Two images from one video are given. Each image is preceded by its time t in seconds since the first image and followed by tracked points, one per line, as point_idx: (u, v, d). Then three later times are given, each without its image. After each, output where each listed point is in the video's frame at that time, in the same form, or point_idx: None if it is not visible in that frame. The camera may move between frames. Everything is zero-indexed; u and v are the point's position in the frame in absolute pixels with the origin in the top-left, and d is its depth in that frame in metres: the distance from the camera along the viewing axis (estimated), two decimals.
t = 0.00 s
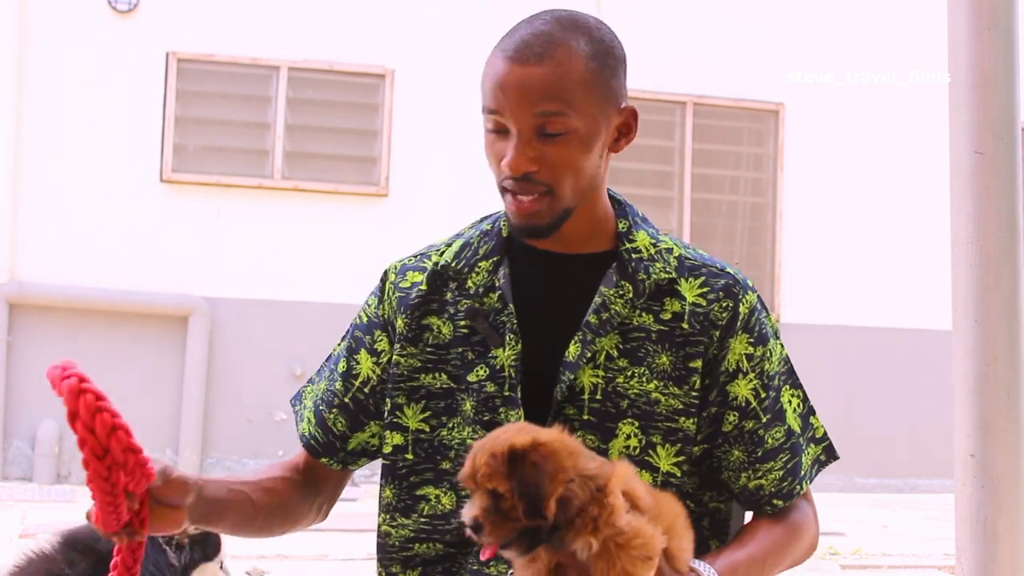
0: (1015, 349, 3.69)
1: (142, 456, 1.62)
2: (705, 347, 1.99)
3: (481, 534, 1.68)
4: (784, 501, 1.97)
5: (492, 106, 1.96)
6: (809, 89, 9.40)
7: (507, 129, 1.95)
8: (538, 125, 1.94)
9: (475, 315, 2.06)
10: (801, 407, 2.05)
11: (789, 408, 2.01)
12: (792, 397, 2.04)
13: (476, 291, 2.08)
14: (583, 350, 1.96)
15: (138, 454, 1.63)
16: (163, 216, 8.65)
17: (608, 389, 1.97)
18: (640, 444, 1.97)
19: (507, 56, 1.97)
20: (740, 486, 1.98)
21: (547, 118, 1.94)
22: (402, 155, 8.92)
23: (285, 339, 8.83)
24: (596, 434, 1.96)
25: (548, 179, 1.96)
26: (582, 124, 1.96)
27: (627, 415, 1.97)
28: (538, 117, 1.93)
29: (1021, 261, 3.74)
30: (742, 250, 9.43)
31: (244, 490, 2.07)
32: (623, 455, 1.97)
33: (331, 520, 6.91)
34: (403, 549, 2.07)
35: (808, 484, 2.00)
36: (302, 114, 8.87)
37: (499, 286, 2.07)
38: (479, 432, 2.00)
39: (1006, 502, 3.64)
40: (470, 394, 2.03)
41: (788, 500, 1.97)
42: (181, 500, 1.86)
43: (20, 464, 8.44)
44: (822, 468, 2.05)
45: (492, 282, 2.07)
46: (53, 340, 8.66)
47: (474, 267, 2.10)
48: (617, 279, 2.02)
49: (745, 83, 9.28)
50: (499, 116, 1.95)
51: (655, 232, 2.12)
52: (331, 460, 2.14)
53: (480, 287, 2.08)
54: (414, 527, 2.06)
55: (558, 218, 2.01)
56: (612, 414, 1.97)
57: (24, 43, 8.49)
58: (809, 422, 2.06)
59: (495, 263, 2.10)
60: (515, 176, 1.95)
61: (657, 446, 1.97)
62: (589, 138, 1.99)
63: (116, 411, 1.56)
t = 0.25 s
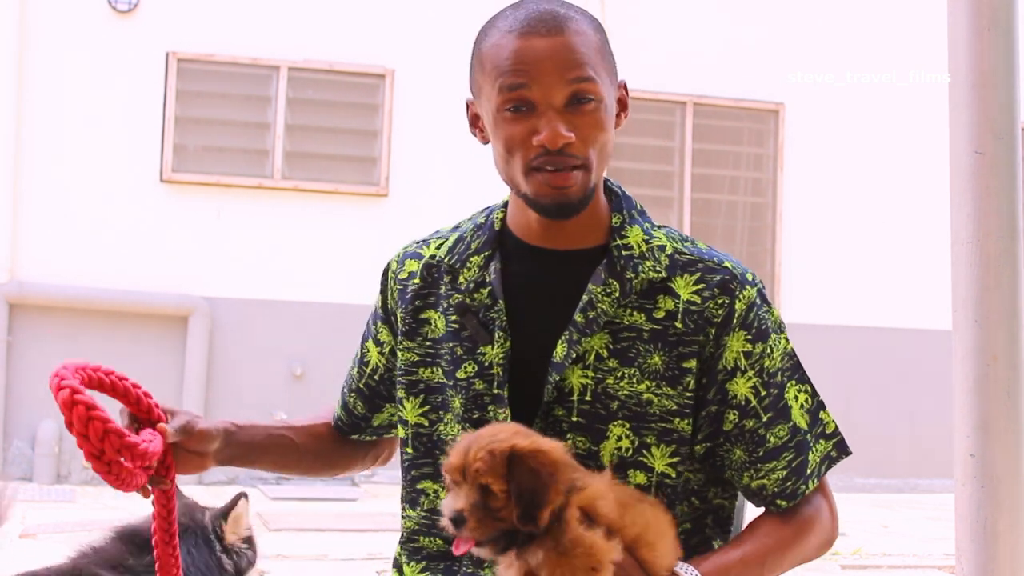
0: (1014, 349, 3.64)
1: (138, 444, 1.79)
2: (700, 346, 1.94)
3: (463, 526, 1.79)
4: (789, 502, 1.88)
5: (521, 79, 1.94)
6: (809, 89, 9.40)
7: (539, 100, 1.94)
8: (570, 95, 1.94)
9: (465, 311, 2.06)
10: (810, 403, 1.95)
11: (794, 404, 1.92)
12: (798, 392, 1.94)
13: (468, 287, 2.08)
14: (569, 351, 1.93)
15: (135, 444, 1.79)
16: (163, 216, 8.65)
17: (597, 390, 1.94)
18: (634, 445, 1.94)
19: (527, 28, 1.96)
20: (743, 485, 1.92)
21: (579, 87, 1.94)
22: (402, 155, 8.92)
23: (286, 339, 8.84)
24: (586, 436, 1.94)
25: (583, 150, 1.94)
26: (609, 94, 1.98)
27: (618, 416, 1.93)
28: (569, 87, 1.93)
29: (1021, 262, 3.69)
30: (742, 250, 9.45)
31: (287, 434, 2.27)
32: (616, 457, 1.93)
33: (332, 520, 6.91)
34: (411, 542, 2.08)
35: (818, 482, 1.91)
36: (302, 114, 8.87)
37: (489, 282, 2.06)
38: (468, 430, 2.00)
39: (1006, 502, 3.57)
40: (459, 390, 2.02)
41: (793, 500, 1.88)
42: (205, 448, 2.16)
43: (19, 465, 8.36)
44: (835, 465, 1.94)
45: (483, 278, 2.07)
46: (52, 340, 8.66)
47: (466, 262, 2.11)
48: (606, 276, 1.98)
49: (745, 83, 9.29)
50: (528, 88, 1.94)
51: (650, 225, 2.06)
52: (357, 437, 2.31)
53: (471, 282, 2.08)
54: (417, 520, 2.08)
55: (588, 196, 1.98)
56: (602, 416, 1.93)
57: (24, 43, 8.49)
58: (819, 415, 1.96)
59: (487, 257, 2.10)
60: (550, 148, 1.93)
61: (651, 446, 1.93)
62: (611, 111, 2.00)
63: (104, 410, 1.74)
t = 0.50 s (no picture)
0: (1014, 349, 3.62)
1: (98, 372, 2.03)
2: (690, 338, 1.95)
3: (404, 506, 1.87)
4: (784, 494, 1.86)
5: (510, 76, 1.95)
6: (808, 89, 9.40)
7: (526, 99, 1.95)
8: (558, 96, 1.95)
9: (456, 305, 2.08)
10: (809, 394, 1.92)
11: (791, 395, 1.90)
12: (796, 383, 1.92)
13: (459, 282, 2.11)
14: (557, 347, 1.94)
15: (99, 371, 2.04)
16: (164, 216, 8.66)
17: (586, 386, 1.95)
18: (625, 439, 1.95)
19: (521, 25, 1.96)
20: (739, 479, 1.91)
21: (567, 89, 1.94)
22: (402, 155, 8.92)
23: (285, 339, 8.83)
24: (577, 432, 1.96)
25: (565, 151, 1.96)
26: (599, 97, 1.98)
27: (607, 412, 1.95)
28: (558, 88, 1.94)
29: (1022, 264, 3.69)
30: (743, 250, 9.49)
31: (304, 405, 2.39)
32: (607, 452, 1.95)
33: (332, 520, 6.91)
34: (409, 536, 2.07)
35: (817, 474, 1.87)
36: (302, 114, 8.88)
37: (480, 277, 2.09)
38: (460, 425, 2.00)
39: (1006, 502, 3.56)
40: (449, 384, 2.02)
41: (788, 493, 1.86)
42: (202, 393, 2.31)
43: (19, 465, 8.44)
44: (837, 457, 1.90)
45: (474, 273, 2.10)
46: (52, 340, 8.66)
47: (459, 257, 2.14)
48: (593, 271, 1.99)
49: (745, 83, 9.29)
50: (516, 86, 1.95)
51: (640, 220, 2.08)
52: (373, 429, 2.36)
53: (463, 277, 2.11)
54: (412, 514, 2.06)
55: (569, 195, 2.01)
56: (592, 411, 1.95)
57: (24, 43, 8.49)
58: (821, 407, 1.92)
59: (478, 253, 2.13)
60: (531, 147, 1.95)
61: (643, 441, 1.95)
62: (601, 113, 2.01)
63: (70, 339, 2.00)
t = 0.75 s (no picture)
0: (1014, 348, 3.60)
1: (84, 384, 2.18)
2: (681, 330, 1.95)
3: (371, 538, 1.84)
4: (770, 485, 1.83)
5: (525, 76, 1.94)
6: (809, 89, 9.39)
7: (538, 102, 1.94)
8: (570, 101, 1.93)
9: (464, 303, 2.12)
10: (805, 385, 1.86)
11: (784, 386, 1.86)
12: (791, 374, 1.86)
13: (468, 281, 2.14)
14: (558, 347, 1.94)
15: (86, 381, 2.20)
16: (164, 216, 8.66)
17: (582, 381, 1.95)
18: (621, 433, 1.95)
19: (542, 27, 1.95)
20: (729, 470, 1.88)
21: (581, 96, 1.93)
22: (402, 155, 8.91)
23: (285, 340, 8.82)
24: (574, 428, 1.95)
25: (572, 157, 1.95)
26: (612, 108, 1.97)
27: (602, 406, 1.94)
28: (571, 93, 1.93)
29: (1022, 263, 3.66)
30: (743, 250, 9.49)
31: (324, 395, 2.40)
32: (603, 446, 1.95)
33: (331, 521, 6.89)
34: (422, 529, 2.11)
35: (809, 464, 1.81)
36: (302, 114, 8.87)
37: (487, 275, 2.12)
38: (468, 422, 2.01)
39: (1006, 503, 3.55)
40: (462, 383, 2.04)
41: (775, 483, 1.82)
42: (216, 383, 2.34)
43: (20, 464, 8.45)
44: (833, 452, 1.82)
45: (482, 272, 2.13)
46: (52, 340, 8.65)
47: (469, 256, 2.18)
48: (592, 271, 2.00)
49: (745, 83, 9.28)
50: (531, 87, 1.94)
51: (643, 219, 2.08)
52: (396, 417, 2.39)
53: (472, 276, 2.14)
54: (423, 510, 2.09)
55: (573, 200, 2.01)
56: (587, 406, 1.95)
57: (23, 43, 8.49)
58: (817, 398, 1.85)
59: (488, 252, 2.17)
60: (539, 149, 1.94)
61: (638, 433, 1.94)
62: (614, 122, 1.99)
63: (52, 357, 2.16)
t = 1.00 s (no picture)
0: (1015, 348, 3.60)
1: (149, 425, 2.45)
2: (684, 330, 1.98)
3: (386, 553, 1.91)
4: (758, 482, 1.83)
5: (485, 127, 2.04)
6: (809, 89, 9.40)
7: (495, 152, 2.03)
8: (521, 150, 2.00)
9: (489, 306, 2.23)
10: (802, 387, 1.86)
11: (780, 385, 1.87)
12: (788, 375, 1.87)
13: (496, 284, 2.26)
14: (566, 346, 2.01)
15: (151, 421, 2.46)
16: (163, 216, 8.66)
17: (589, 380, 2.00)
18: (628, 433, 1.98)
19: (497, 79, 2.03)
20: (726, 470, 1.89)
21: (529, 143, 1.99)
22: (402, 155, 8.91)
23: (286, 341, 8.82)
24: (582, 428, 2.00)
25: (530, 200, 2.03)
26: (565, 150, 2.00)
27: (609, 405, 1.99)
28: (520, 143, 1.99)
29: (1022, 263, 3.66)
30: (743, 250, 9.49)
31: (381, 394, 2.51)
32: (611, 445, 1.98)
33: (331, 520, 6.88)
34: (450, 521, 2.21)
35: (797, 463, 1.81)
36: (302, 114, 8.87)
37: (510, 280, 2.23)
38: (488, 422, 2.08)
39: (1006, 502, 3.54)
40: (485, 384, 2.12)
41: (762, 480, 1.83)
42: (270, 384, 2.48)
43: (20, 464, 8.46)
44: (824, 452, 1.81)
45: (507, 277, 2.25)
46: (52, 340, 8.66)
47: (500, 262, 2.31)
48: (605, 275, 2.04)
49: (745, 83, 9.27)
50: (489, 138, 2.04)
51: (658, 226, 2.11)
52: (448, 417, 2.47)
53: (499, 280, 2.26)
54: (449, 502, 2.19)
55: (544, 238, 2.08)
56: (594, 405, 2.00)
57: (24, 43, 8.49)
58: (812, 399, 1.85)
59: (516, 258, 2.29)
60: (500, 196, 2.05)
61: (643, 434, 1.97)
62: (575, 162, 2.02)
63: (112, 410, 2.42)
